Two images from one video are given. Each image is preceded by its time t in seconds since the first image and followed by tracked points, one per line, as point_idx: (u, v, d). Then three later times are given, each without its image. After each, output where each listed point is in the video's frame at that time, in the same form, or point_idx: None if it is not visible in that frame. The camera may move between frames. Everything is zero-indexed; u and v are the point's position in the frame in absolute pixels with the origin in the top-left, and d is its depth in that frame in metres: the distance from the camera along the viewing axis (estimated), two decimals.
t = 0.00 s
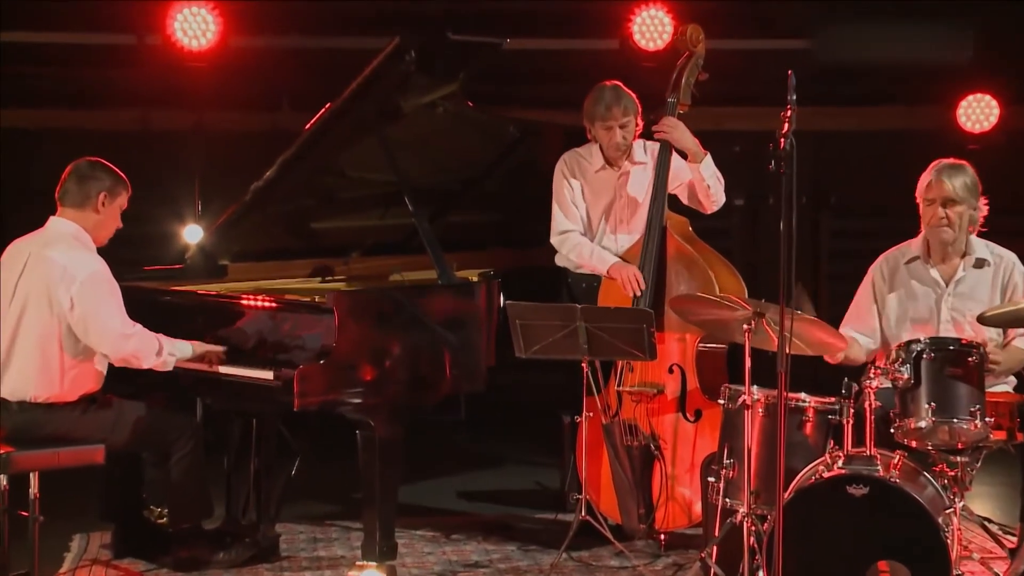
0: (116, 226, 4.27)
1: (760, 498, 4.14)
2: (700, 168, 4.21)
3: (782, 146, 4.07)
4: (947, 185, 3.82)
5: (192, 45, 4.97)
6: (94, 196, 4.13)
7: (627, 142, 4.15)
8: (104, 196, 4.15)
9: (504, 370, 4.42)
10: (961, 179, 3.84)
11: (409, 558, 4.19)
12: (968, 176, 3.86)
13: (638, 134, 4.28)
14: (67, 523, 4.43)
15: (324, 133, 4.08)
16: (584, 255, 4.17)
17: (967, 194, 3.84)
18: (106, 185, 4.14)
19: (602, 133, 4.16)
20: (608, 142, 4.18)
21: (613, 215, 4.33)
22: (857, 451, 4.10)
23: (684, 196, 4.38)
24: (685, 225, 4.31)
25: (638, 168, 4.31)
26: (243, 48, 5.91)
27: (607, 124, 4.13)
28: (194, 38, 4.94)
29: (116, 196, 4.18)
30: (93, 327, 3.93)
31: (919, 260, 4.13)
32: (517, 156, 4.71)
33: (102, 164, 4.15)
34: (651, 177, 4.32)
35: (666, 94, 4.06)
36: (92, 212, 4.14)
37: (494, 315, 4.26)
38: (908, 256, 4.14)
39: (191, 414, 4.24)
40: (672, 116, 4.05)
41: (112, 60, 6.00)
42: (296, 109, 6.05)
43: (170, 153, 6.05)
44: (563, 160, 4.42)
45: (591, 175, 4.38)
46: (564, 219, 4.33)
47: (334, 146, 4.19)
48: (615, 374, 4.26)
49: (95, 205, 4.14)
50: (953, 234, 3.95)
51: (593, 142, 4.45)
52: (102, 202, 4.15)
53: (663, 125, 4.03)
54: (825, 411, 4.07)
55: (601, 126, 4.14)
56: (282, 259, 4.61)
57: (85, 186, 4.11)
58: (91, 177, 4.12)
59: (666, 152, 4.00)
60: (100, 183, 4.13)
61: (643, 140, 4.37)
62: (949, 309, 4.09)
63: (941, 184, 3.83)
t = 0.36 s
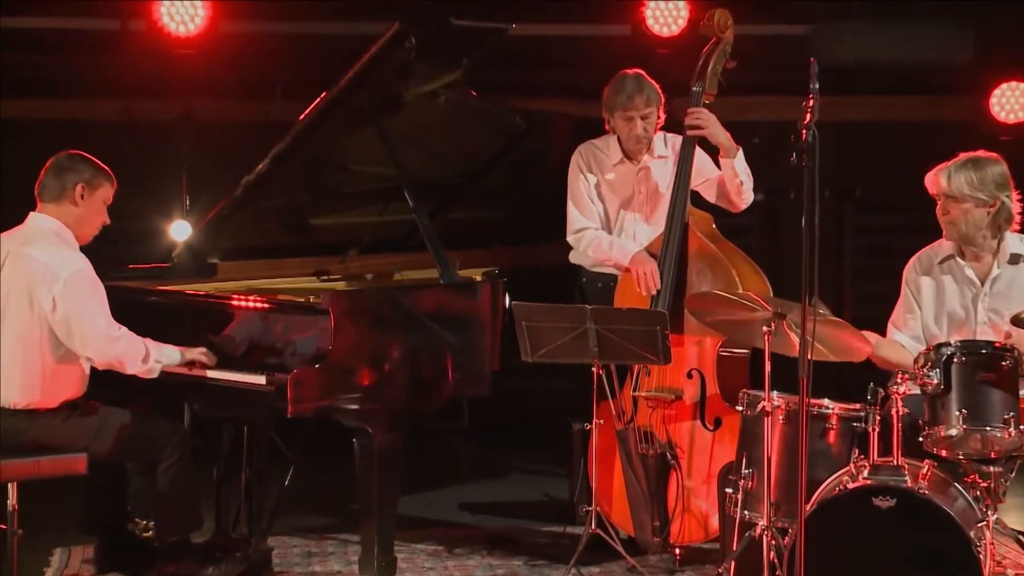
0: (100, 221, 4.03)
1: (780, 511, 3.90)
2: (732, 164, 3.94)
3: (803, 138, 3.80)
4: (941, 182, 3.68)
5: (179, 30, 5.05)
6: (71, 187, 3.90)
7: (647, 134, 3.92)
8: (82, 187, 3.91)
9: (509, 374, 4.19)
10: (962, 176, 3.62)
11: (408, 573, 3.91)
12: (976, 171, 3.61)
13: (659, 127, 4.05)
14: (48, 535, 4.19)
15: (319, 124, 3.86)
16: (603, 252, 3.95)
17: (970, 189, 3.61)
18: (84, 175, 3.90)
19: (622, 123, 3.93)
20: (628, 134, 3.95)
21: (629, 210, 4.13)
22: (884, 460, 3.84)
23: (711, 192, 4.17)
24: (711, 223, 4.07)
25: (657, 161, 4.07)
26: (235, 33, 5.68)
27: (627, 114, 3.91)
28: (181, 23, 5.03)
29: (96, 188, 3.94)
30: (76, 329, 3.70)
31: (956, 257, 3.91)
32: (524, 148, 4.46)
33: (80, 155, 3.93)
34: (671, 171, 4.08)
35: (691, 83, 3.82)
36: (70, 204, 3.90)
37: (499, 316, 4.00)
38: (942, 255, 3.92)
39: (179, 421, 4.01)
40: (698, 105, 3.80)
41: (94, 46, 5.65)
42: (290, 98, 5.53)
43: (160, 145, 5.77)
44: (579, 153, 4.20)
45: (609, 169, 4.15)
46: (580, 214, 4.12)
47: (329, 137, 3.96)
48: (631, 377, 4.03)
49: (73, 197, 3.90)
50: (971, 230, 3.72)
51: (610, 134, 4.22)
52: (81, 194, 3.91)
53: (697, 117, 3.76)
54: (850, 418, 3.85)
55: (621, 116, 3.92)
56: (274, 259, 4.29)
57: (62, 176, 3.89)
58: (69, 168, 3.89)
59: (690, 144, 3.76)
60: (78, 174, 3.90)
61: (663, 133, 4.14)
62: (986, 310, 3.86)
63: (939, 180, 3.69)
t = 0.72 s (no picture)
0: (85, 217, 3.77)
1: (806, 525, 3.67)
2: (760, 162, 3.69)
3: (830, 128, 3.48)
4: (982, 183, 3.44)
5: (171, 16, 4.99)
6: (54, 181, 3.64)
7: (674, 123, 3.69)
8: (64, 180, 3.64)
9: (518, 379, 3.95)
10: (1005, 175, 3.39)
11: None
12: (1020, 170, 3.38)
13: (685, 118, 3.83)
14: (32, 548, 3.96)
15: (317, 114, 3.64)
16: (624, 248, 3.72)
17: (1013, 190, 3.37)
18: (66, 168, 3.63)
19: (648, 110, 3.70)
20: (654, 122, 3.72)
21: (653, 205, 3.88)
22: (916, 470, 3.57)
23: (742, 190, 3.93)
24: (739, 219, 3.82)
25: (681, 152, 3.85)
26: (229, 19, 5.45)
27: (654, 100, 3.68)
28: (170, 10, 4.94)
29: (80, 181, 3.67)
30: (61, 333, 3.47)
31: (993, 257, 3.64)
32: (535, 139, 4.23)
33: (63, 146, 3.66)
34: (697, 164, 3.87)
35: (722, 71, 3.60)
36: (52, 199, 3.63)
37: (508, 315, 3.80)
38: (978, 253, 3.67)
39: (170, 428, 3.79)
40: (729, 95, 3.58)
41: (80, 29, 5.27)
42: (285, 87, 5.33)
43: (151, 135, 5.31)
44: (599, 143, 3.97)
45: (630, 161, 3.92)
46: (599, 208, 3.89)
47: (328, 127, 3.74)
48: (651, 382, 3.82)
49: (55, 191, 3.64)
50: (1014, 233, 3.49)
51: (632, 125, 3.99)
52: (64, 188, 3.64)
53: (731, 112, 3.54)
54: (879, 426, 3.61)
55: (648, 103, 3.69)
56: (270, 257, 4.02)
57: (43, 170, 3.62)
58: (50, 161, 3.63)
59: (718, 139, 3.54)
60: (60, 166, 3.63)
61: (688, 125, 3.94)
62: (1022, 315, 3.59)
63: (979, 182, 3.46)
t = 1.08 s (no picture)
0: (70, 214, 3.45)
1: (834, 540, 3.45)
2: (786, 152, 3.47)
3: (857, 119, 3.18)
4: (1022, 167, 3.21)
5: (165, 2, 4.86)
6: (41, 178, 3.31)
7: (698, 115, 3.47)
8: (52, 178, 3.32)
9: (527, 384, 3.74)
10: None
11: None
12: None
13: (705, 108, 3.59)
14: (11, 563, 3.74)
15: (315, 102, 3.44)
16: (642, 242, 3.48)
17: None
18: (54, 165, 3.30)
19: (670, 102, 3.47)
20: (675, 114, 3.49)
21: (672, 199, 3.65)
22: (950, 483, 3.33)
23: (765, 182, 3.68)
24: (763, 216, 3.57)
25: (701, 144, 3.59)
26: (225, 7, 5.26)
27: (678, 92, 3.45)
28: None
29: (68, 178, 3.35)
30: (43, 336, 3.14)
31: None
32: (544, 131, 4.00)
33: (51, 140, 3.32)
34: (718, 156, 3.61)
35: (744, 58, 3.36)
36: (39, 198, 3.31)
37: (515, 318, 3.62)
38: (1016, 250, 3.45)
39: (157, 437, 3.57)
40: (751, 84, 3.35)
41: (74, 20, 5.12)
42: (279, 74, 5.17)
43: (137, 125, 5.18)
44: (614, 132, 3.71)
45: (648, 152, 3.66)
46: (615, 200, 3.64)
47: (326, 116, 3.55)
48: (668, 388, 3.58)
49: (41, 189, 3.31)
50: None
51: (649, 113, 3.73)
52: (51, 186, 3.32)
53: (755, 102, 3.31)
54: (911, 434, 3.37)
55: (671, 94, 3.46)
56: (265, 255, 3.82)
57: (30, 166, 3.29)
58: (37, 156, 3.29)
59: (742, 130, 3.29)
60: (47, 163, 3.30)
61: (708, 114, 3.67)
62: None
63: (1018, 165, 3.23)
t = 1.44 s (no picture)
0: (51, 208, 3.16)
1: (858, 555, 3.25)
2: (804, 143, 3.20)
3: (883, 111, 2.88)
4: None
5: None
6: (13, 168, 3.04)
7: (707, 101, 3.23)
8: (25, 167, 3.04)
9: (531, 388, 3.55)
10: None
11: None
12: None
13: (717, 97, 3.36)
14: None
15: (308, 92, 3.26)
16: (652, 241, 3.24)
17: None
18: (27, 153, 3.03)
19: (677, 87, 3.24)
20: (684, 100, 3.26)
21: (681, 195, 3.42)
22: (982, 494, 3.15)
23: (778, 176, 3.41)
24: (778, 210, 3.38)
25: (712, 134, 3.36)
26: None
27: (685, 75, 3.22)
28: None
29: (43, 167, 3.06)
30: (23, 337, 2.92)
31: None
32: (551, 121, 3.77)
33: (26, 127, 3.06)
34: (731, 147, 3.38)
35: (759, 43, 3.10)
36: (12, 189, 3.03)
37: (520, 318, 3.42)
38: None
39: (142, 445, 3.38)
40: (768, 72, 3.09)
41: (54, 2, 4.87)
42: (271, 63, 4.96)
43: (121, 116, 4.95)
44: (620, 123, 3.47)
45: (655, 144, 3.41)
46: (621, 197, 3.40)
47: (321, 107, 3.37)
48: (680, 394, 3.40)
49: (14, 179, 3.03)
50: None
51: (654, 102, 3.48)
52: (25, 175, 3.04)
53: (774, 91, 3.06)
54: (939, 442, 3.18)
55: (679, 79, 3.23)
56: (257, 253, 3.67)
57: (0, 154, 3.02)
58: (8, 144, 3.03)
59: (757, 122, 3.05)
60: (19, 151, 3.03)
61: (720, 103, 3.43)
62: None
63: None
